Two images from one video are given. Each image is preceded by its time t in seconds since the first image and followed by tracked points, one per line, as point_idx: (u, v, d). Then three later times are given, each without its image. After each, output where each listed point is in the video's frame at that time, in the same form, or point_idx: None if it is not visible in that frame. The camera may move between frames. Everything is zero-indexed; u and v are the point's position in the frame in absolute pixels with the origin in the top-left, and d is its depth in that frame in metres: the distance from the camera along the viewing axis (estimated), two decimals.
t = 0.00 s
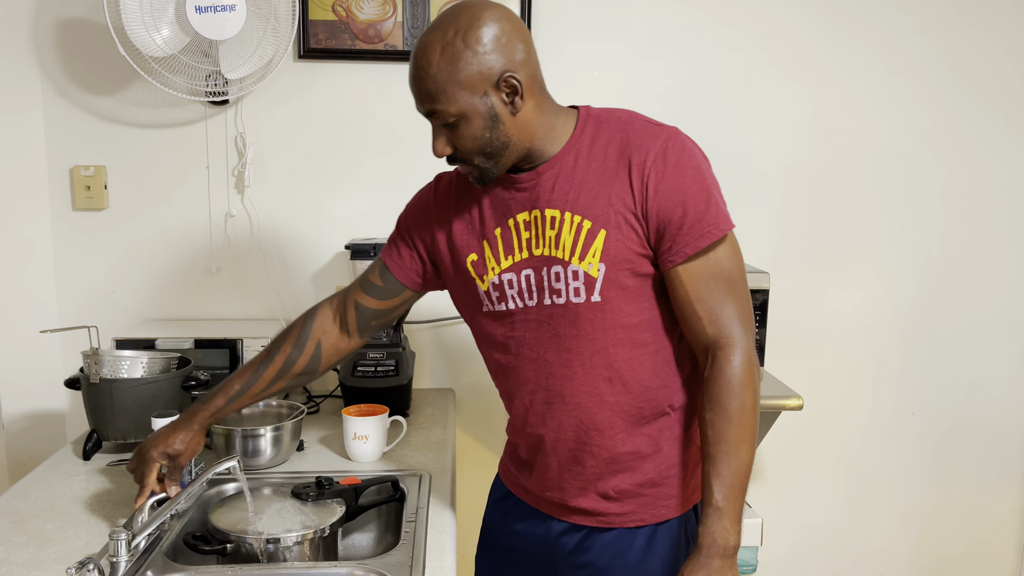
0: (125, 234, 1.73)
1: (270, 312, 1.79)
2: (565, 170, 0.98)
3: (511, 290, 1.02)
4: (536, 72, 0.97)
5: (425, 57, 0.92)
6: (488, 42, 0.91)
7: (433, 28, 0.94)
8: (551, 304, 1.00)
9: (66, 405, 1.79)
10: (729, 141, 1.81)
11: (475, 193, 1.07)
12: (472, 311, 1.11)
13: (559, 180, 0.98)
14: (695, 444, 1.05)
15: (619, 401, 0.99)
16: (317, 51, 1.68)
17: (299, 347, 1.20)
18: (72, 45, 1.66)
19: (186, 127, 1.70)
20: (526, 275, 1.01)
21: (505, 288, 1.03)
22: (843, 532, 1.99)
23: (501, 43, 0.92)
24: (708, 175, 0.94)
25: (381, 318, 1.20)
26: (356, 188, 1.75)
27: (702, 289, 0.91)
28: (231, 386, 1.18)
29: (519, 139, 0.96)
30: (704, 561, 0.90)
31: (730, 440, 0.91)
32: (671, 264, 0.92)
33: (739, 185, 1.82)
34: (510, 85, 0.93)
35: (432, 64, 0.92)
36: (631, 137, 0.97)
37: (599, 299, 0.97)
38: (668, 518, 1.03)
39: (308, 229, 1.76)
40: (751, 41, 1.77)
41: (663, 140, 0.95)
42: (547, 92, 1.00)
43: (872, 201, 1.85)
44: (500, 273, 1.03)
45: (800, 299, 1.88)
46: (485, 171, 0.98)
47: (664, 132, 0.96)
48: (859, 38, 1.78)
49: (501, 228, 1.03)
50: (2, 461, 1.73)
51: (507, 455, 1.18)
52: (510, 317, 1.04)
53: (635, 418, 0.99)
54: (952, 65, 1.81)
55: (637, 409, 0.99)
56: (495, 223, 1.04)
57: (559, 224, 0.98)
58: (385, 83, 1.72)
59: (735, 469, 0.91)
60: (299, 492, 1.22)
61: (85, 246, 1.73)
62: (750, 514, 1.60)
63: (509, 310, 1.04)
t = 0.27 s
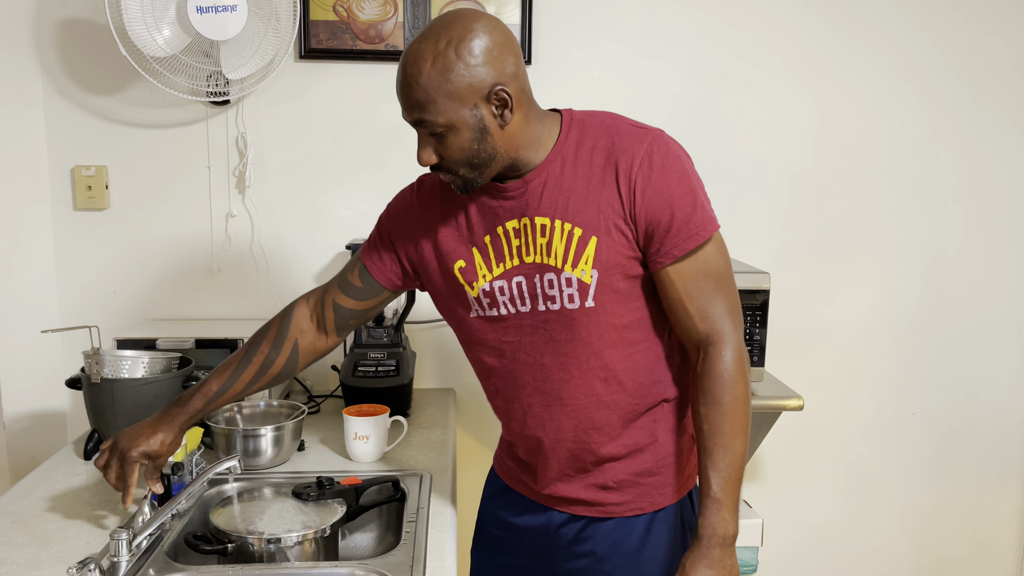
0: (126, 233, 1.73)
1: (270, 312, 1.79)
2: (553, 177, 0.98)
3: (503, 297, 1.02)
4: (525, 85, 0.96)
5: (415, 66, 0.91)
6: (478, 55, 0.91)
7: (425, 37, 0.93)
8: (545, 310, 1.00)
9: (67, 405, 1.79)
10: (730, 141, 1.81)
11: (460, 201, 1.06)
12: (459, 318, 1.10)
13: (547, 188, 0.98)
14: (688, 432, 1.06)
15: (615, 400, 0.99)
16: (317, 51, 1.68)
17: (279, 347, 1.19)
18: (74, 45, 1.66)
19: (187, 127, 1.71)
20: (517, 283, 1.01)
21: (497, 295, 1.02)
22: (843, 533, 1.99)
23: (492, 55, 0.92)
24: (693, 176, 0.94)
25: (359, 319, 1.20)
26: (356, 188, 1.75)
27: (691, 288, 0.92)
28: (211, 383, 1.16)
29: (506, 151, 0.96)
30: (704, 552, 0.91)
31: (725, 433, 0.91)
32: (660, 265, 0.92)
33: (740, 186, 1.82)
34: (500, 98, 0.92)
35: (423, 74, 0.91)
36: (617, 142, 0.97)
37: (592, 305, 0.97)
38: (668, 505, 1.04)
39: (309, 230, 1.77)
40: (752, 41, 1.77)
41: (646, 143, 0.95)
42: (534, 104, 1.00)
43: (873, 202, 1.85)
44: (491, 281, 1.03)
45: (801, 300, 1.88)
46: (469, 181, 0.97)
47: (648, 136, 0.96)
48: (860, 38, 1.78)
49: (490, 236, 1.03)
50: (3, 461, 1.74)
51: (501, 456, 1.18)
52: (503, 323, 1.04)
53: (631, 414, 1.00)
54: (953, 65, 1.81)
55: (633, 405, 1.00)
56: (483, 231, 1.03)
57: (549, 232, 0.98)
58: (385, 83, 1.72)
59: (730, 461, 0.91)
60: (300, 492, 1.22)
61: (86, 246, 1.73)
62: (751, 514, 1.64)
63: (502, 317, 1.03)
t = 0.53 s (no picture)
0: (127, 233, 1.73)
1: (271, 312, 1.79)
2: (567, 172, 0.97)
3: (500, 287, 1.01)
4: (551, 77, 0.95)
5: (444, 48, 0.89)
6: (511, 41, 0.90)
7: (454, 19, 0.91)
8: (545, 305, 0.99)
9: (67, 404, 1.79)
10: (731, 141, 1.80)
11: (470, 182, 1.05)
12: (452, 303, 1.09)
13: (559, 182, 0.97)
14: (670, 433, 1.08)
15: (605, 400, 1.00)
16: (318, 50, 1.68)
17: (336, 335, 1.19)
18: (75, 45, 1.66)
19: (188, 126, 1.70)
20: (517, 274, 1.00)
21: (494, 284, 1.02)
22: (843, 533, 1.99)
23: (523, 43, 0.90)
24: (705, 187, 0.95)
25: (402, 309, 1.20)
26: (357, 187, 1.75)
27: (695, 298, 0.93)
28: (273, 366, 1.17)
29: (526, 142, 0.95)
30: (692, 555, 0.94)
31: (716, 442, 0.95)
32: (665, 274, 0.93)
33: (740, 186, 1.82)
34: (528, 88, 0.91)
35: (452, 56, 0.89)
36: (633, 145, 0.96)
37: (594, 304, 0.97)
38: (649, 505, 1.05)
39: (310, 229, 1.76)
40: (753, 41, 1.77)
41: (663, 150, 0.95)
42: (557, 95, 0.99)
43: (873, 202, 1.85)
44: (489, 268, 1.02)
45: (802, 300, 1.88)
46: (487, 167, 0.96)
47: (665, 142, 0.96)
48: (861, 38, 1.78)
49: (493, 223, 1.02)
50: (4, 460, 1.74)
51: (483, 449, 1.16)
52: (495, 313, 1.03)
53: (619, 414, 1.01)
54: (954, 65, 1.81)
55: (622, 406, 1.01)
56: (489, 216, 1.02)
57: (557, 227, 0.97)
58: (386, 83, 1.72)
59: (719, 467, 0.95)
60: (300, 492, 1.22)
61: (86, 246, 1.73)
62: (749, 513, 1.61)
63: (495, 307, 1.02)
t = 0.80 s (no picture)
0: (127, 232, 1.73)
1: (271, 311, 1.79)
2: (578, 176, 0.97)
3: (495, 278, 1.03)
4: (572, 74, 0.95)
5: (462, 41, 0.90)
6: (532, 37, 0.90)
7: (474, 11, 0.91)
8: (532, 304, 1.00)
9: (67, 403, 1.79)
10: (731, 141, 1.80)
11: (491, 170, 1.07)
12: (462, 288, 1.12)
13: (566, 185, 0.98)
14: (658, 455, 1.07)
15: (582, 409, 1.01)
16: (319, 50, 1.68)
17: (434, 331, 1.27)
18: (75, 44, 1.66)
19: (188, 126, 1.70)
20: (510, 269, 1.02)
21: (491, 274, 1.04)
22: (843, 533, 1.99)
23: (543, 39, 0.90)
24: (722, 213, 0.92)
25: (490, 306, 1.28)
26: (357, 187, 1.75)
27: (695, 322, 0.92)
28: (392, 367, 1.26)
29: (540, 139, 0.95)
30: (577, 518, 0.88)
31: (663, 445, 0.90)
32: (668, 297, 0.92)
33: (740, 186, 1.82)
34: (544, 86, 0.91)
35: (469, 50, 0.90)
36: (647, 159, 0.95)
37: (580, 312, 0.98)
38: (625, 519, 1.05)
39: (310, 228, 1.76)
40: (754, 41, 1.77)
41: (681, 170, 0.94)
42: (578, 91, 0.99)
43: (874, 202, 1.85)
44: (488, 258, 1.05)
45: (802, 300, 1.88)
46: (501, 161, 0.97)
47: (683, 160, 0.94)
48: (861, 38, 1.78)
49: (500, 213, 1.03)
50: (3, 459, 1.74)
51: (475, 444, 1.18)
52: (486, 305, 1.05)
53: (595, 425, 1.01)
54: (955, 65, 1.81)
55: (598, 418, 1.01)
56: (497, 208, 1.04)
57: (557, 229, 0.98)
58: (387, 82, 1.72)
59: (653, 469, 0.90)
60: (301, 491, 1.22)
61: (87, 245, 1.73)
62: (750, 514, 1.63)
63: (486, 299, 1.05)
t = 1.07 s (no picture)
0: (127, 231, 1.73)
1: (270, 310, 1.79)
2: (565, 187, 0.98)
3: (498, 278, 1.07)
4: (571, 80, 0.94)
5: (458, 51, 0.90)
6: (528, 46, 0.89)
7: (471, 18, 0.91)
8: (518, 308, 1.03)
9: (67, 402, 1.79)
10: (731, 141, 1.80)
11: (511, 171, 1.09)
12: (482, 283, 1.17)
13: (553, 195, 0.98)
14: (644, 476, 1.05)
15: (561, 417, 1.02)
16: (319, 49, 1.68)
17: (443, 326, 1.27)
18: (75, 43, 1.66)
19: (188, 125, 1.70)
20: (511, 271, 1.05)
21: (495, 275, 1.08)
22: (843, 533, 1.99)
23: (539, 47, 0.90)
24: (692, 243, 0.88)
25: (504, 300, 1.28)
26: (357, 186, 1.75)
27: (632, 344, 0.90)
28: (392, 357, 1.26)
29: (538, 146, 0.95)
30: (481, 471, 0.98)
31: (566, 444, 0.93)
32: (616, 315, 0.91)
33: (740, 185, 1.82)
34: (539, 94, 0.91)
35: (464, 60, 0.90)
36: (628, 177, 0.93)
37: (554, 322, 0.99)
38: (605, 530, 1.05)
39: (310, 228, 1.76)
40: (754, 41, 1.77)
41: (653, 192, 0.91)
42: (579, 94, 0.98)
43: (874, 201, 1.85)
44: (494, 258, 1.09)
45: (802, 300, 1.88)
46: (501, 168, 0.97)
47: (661, 180, 0.91)
48: (861, 38, 1.78)
49: (507, 216, 1.06)
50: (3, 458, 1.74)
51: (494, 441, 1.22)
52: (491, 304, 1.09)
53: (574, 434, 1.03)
54: (954, 65, 1.81)
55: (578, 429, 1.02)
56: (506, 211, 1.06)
57: (540, 238, 0.99)
58: (387, 82, 1.72)
59: (550, 465, 0.93)
60: (300, 491, 1.22)
61: (86, 244, 1.73)
62: (749, 513, 1.63)
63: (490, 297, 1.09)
